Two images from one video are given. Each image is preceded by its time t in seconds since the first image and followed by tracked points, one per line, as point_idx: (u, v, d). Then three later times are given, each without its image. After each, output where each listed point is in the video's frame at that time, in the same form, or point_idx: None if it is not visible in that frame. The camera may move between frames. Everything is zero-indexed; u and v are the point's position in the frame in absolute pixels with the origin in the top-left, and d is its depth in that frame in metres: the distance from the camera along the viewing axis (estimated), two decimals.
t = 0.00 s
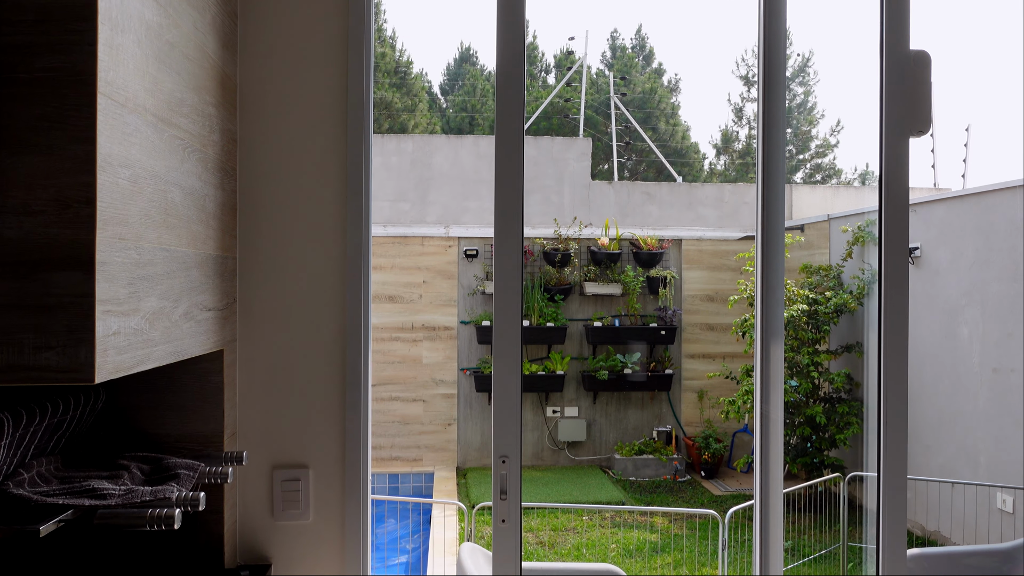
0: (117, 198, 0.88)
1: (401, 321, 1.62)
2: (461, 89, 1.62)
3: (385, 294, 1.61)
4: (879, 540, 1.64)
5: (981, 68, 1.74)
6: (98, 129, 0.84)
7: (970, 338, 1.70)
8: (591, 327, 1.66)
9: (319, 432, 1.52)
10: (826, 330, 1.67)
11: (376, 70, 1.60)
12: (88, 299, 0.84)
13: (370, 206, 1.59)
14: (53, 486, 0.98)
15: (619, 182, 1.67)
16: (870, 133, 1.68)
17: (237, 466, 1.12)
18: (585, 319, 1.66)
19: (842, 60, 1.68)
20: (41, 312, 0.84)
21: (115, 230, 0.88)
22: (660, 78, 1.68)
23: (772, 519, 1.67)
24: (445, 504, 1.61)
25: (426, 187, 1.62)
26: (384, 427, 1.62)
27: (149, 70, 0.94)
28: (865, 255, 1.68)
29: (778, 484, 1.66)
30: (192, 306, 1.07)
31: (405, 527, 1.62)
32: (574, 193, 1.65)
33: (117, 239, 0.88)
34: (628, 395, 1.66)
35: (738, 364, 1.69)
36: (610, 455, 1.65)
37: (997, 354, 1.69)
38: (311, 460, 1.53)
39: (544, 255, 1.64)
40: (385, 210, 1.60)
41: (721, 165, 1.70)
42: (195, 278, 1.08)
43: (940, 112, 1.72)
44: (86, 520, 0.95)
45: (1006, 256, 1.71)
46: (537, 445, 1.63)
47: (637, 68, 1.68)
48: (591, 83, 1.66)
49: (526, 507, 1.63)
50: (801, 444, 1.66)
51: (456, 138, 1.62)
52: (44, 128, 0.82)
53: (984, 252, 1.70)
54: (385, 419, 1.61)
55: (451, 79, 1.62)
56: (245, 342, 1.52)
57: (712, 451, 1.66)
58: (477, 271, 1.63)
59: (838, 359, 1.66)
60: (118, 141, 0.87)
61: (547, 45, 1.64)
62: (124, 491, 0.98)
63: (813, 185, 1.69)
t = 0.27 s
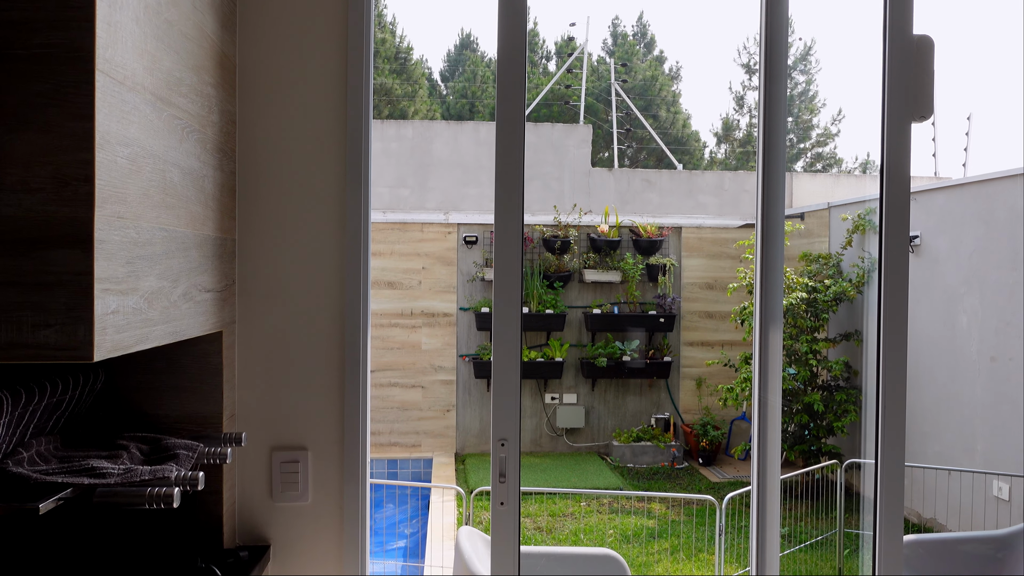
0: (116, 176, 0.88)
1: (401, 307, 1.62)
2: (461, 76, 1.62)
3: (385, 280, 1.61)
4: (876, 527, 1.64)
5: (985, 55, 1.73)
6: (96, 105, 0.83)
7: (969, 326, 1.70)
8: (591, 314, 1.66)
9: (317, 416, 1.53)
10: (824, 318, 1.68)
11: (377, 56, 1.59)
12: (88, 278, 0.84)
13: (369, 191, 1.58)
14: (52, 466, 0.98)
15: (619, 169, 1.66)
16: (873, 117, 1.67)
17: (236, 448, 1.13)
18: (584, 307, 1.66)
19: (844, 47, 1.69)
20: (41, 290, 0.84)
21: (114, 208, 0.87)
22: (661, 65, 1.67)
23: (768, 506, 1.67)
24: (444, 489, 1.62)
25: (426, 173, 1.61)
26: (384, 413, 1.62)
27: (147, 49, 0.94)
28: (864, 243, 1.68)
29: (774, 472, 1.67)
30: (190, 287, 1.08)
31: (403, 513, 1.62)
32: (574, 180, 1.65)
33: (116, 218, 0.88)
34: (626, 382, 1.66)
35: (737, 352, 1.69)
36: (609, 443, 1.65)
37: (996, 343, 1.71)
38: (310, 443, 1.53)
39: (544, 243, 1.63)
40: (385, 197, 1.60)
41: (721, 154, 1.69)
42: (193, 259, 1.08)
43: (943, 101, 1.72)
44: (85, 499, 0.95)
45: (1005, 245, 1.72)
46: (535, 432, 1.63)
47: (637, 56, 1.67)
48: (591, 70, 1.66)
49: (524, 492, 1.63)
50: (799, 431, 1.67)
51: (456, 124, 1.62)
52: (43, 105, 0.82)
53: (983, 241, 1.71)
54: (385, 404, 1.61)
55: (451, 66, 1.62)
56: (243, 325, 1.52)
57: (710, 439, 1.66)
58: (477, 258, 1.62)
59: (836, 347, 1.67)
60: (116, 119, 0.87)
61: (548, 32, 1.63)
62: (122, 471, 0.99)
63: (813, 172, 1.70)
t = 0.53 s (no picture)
0: (115, 153, 0.87)
1: (401, 293, 1.62)
2: (461, 62, 1.61)
3: (385, 266, 1.62)
4: (873, 512, 1.64)
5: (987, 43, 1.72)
6: (95, 83, 0.83)
7: (968, 314, 1.70)
8: (591, 301, 1.65)
9: (317, 397, 1.53)
10: (824, 305, 1.67)
11: (377, 40, 1.59)
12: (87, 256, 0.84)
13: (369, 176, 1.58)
14: (52, 444, 0.98)
15: (620, 155, 1.66)
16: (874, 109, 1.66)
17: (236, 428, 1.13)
18: (583, 294, 1.65)
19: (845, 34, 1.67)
20: (39, 268, 0.84)
21: (112, 186, 0.87)
22: (662, 52, 1.67)
23: (767, 492, 1.67)
24: (444, 473, 1.62)
25: (426, 159, 1.61)
26: (383, 398, 1.62)
27: (146, 26, 0.94)
28: (864, 230, 1.67)
29: (773, 456, 1.67)
30: (190, 267, 1.08)
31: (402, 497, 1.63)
32: (574, 166, 1.64)
33: (114, 196, 0.88)
34: (625, 368, 1.67)
35: (736, 339, 1.70)
36: (607, 429, 1.65)
37: (995, 330, 1.70)
38: (309, 424, 1.54)
39: (544, 229, 1.63)
40: (386, 183, 1.60)
41: (722, 142, 1.69)
42: (193, 239, 1.09)
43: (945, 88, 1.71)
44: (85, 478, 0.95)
45: (1006, 233, 1.71)
46: (534, 418, 1.63)
47: (638, 43, 1.66)
48: (592, 57, 1.65)
49: (523, 477, 1.63)
50: (797, 418, 1.67)
51: (456, 109, 1.61)
52: (41, 81, 0.82)
53: (983, 227, 1.70)
54: (384, 389, 1.62)
55: (451, 52, 1.61)
56: (243, 306, 1.52)
57: (708, 425, 1.67)
58: (477, 244, 1.62)
59: (835, 335, 1.66)
60: (115, 96, 0.87)
61: (548, 18, 1.62)
62: (123, 450, 0.99)
63: (814, 160, 1.68)
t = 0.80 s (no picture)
0: (114, 130, 0.87)
1: (401, 278, 1.62)
2: (461, 47, 1.60)
3: (384, 251, 1.61)
4: (871, 497, 1.64)
5: (990, 28, 1.71)
6: (93, 58, 0.83)
7: (967, 300, 1.70)
8: (591, 286, 1.65)
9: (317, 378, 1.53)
10: (824, 291, 1.67)
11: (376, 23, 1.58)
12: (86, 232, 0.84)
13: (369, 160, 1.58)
14: (52, 423, 0.99)
15: (620, 140, 1.65)
16: (875, 95, 1.65)
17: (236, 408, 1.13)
18: (583, 279, 1.65)
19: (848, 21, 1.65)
20: (38, 245, 0.83)
21: (111, 163, 0.87)
22: (663, 38, 1.65)
23: (766, 476, 1.67)
24: (443, 456, 1.62)
25: (426, 143, 1.60)
26: (383, 382, 1.63)
27: (144, 3, 0.93)
28: (865, 216, 1.67)
29: (772, 441, 1.67)
30: (189, 247, 1.08)
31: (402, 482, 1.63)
32: (575, 150, 1.64)
33: (113, 173, 0.87)
34: (625, 354, 1.67)
35: (735, 324, 1.69)
36: (607, 414, 1.66)
37: (994, 316, 1.70)
38: (309, 404, 1.54)
39: (544, 214, 1.63)
40: (386, 168, 1.59)
41: (723, 128, 1.68)
42: (193, 219, 1.08)
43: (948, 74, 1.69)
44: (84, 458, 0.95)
45: (1007, 219, 1.71)
46: (534, 402, 1.63)
47: (640, 28, 1.65)
48: (593, 43, 1.64)
49: (522, 462, 1.63)
50: (796, 404, 1.67)
51: (456, 94, 1.60)
52: (38, 57, 0.81)
53: (984, 215, 1.70)
54: (384, 373, 1.62)
55: (452, 37, 1.60)
56: (242, 286, 1.52)
57: (707, 410, 1.67)
58: (476, 230, 1.62)
59: (835, 320, 1.66)
60: (113, 73, 0.87)
61: (549, 3, 1.61)
62: (122, 429, 0.99)
63: (816, 146, 1.67)
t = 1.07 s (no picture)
0: (114, 104, 0.87)
1: (401, 262, 1.61)
2: (463, 31, 1.59)
3: (386, 234, 1.61)
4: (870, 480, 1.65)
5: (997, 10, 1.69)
6: (93, 31, 0.82)
7: (969, 285, 1.70)
8: (592, 270, 1.64)
9: (318, 356, 1.53)
10: (826, 276, 1.67)
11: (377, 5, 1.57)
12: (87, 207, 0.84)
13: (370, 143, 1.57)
14: (55, 399, 0.99)
15: (623, 124, 1.64)
16: (879, 81, 1.65)
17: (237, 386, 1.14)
18: (585, 263, 1.64)
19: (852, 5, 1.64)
20: (39, 219, 0.83)
21: (111, 138, 0.87)
22: (666, 22, 1.63)
23: (766, 461, 1.66)
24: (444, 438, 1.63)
25: (427, 126, 1.60)
26: (384, 365, 1.63)
27: None
28: (868, 201, 1.66)
29: (773, 424, 1.66)
30: (190, 224, 1.08)
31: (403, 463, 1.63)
32: (577, 133, 1.63)
33: (113, 147, 0.87)
34: (626, 338, 1.66)
35: (737, 309, 1.68)
36: (607, 398, 1.66)
37: (996, 300, 1.70)
38: (311, 382, 1.54)
39: (545, 198, 1.62)
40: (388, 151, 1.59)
41: (726, 113, 1.66)
42: (194, 195, 1.09)
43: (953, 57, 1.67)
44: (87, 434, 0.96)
45: (1010, 203, 1.71)
46: (535, 386, 1.63)
47: (643, 11, 1.62)
48: (596, 27, 1.62)
49: (523, 443, 1.63)
50: (796, 387, 1.67)
51: (458, 77, 1.59)
52: (37, 29, 0.81)
53: (987, 199, 1.70)
54: (385, 356, 1.62)
55: (453, 20, 1.58)
56: (243, 269, 1.52)
57: (708, 394, 1.66)
58: (477, 213, 1.62)
59: (836, 305, 1.67)
60: (114, 47, 0.86)
61: None
62: (124, 405, 0.99)
63: (819, 130, 1.67)
